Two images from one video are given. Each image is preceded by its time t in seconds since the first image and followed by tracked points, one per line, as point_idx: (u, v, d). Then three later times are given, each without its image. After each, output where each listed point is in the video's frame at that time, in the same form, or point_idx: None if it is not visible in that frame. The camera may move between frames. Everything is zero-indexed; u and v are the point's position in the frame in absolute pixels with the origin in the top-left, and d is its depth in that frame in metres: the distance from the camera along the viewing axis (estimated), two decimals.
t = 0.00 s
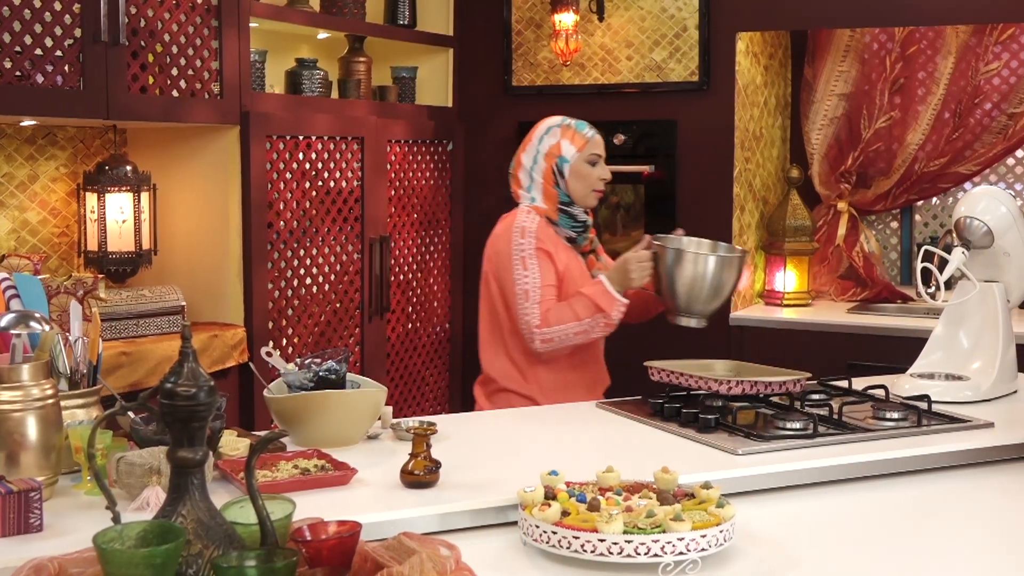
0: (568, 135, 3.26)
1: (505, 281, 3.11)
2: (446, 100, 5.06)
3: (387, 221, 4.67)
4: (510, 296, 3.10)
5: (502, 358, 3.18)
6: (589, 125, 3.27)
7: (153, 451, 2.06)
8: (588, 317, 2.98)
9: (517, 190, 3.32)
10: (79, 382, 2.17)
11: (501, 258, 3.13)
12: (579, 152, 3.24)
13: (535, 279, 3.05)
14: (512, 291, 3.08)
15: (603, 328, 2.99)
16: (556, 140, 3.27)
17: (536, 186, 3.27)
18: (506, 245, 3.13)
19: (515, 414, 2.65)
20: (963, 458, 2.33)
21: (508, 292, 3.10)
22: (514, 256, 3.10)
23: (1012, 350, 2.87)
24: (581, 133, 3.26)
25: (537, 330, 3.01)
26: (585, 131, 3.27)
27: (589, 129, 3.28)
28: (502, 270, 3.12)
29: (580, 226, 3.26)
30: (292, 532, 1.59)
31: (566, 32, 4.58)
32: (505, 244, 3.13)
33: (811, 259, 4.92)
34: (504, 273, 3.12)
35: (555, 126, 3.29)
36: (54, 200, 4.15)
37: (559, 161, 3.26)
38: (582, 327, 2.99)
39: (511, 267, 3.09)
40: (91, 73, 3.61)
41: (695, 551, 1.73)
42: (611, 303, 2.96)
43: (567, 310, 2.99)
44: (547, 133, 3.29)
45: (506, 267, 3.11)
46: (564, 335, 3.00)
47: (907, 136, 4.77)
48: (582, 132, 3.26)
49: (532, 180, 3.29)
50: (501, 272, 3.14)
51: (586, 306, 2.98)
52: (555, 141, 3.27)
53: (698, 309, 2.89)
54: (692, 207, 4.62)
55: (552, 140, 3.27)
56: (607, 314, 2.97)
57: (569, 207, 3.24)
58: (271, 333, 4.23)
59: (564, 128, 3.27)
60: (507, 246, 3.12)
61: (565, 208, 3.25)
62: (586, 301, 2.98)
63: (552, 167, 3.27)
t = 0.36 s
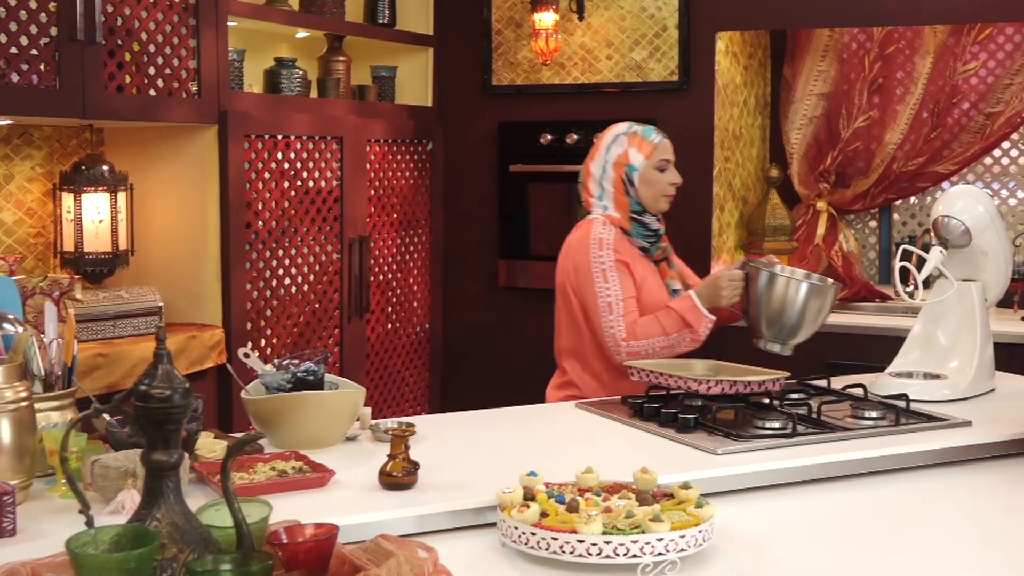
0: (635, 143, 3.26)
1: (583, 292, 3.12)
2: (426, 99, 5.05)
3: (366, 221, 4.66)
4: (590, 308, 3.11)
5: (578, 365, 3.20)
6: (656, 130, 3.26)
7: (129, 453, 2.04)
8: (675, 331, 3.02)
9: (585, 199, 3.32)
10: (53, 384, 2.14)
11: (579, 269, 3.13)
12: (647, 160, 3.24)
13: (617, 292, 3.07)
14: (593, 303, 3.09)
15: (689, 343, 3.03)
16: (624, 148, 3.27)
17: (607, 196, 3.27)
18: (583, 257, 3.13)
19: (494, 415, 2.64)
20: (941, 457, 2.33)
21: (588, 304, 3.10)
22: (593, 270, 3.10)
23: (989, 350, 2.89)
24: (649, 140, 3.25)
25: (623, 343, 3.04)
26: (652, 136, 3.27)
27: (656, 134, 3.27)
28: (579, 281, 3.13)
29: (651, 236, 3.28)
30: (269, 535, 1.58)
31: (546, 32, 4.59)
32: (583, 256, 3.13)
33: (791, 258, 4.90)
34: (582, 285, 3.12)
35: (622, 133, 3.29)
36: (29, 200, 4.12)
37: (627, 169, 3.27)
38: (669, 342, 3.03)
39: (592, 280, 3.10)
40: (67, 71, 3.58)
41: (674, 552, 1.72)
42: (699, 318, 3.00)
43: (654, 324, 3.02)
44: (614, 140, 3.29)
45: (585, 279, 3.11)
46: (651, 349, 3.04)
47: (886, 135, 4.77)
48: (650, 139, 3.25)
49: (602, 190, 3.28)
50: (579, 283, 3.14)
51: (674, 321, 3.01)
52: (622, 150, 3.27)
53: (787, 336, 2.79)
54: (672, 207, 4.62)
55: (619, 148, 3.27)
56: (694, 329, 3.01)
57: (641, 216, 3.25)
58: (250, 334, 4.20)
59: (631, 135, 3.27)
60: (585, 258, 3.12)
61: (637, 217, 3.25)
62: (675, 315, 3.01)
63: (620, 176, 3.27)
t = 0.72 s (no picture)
0: (670, 139, 3.21)
1: (607, 282, 3.04)
2: (389, 98, 5.03)
3: (329, 221, 4.63)
4: (613, 300, 3.03)
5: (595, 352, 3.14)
6: (695, 128, 3.20)
7: (85, 457, 2.01)
8: (701, 331, 2.96)
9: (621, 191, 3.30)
10: (9, 387, 2.13)
11: (604, 259, 3.06)
12: (680, 157, 3.19)
13: (643, 287, 2.99)
14: (617, 296, 3.01)
15: (714, 344, 2.97)
16: (659, 143, 3.24)
17: (637, 189, 3.26)
18: (609, 247, 3.05)
19: (457, 416, 2.62)
20: (902, 455, 2.34)
21: (612, 295, 3.03)
22: (618, 261, 3.03)
23: (950, 348, 2.90)
24: (685, 137, 3.20)
25: (647, 337, 2.97)
26: (689, 134, 3.21)
27: (694, 132, 3.21)
28: (604, 270, 3.05)
29: (678, 234, 3.21)
30: (227, 539, 1.55)
31: (509, 31, 4.59)
32: (608, 246, 3.06)
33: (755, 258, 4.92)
34: (607, 274, 3.04)
35: (659, 128, 3.25)
36: None
37: (660, 165, 3.23)
38: (693, 341, 2.96)
39: (616, 271, 3.02)
40: (24, 70, 3.53)
41: (637, 553, 1.72)
42: (726, 320, 2.94)
43: (680, 322, 2.95)
44: (651, 134, 3.26)
45: (610, 270, 3.03)
46: (675, 346, 2.97)
47: (848, 136, 4.81)
48: (686, 137, 3.20)
49: (635, 181, 3.28)
50: (602, 273, 3.07)
51: (701, 321, 2.95)
52: (657, 145, 3.24)
53: (811, 350, 2.75)
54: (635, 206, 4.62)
55: (655, 143, 3.24)
56: (721, 330, 2.95)
57: (668, 212, 3.20)
58: (211, 335, 4.16)
59: (667, 131, 3.23)
60: (611, 248, 3.05)
61: (664, 214, 3.20)
62: (703, 315, 2.95)
63: (653, 170, 3.24)
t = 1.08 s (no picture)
0: (670, 140, 3.18)
1: (602, 281, 3.04)
2: (356, 97, 5.01)
3: (295, 220, 4.60)
4: (608, 299, 3.03)
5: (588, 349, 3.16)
6: (696, 131, 3.16)
7: (45, 461, 1.98)
8: (698, 333, 2.95)
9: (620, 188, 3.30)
10: None
11: (599, 256, 3.05)
12: (678, 160, 3.15)
13: (638, 286, 2.99)
14: (612, 294, 3.01)
15: (710, 345, 2.98)
16: (658, 143, 3.20)
17: (635, 188, 3.25)
18: (603, 245, 3.05)
19: (424, 417, 2.61)
20: (869, 455, 2.35)
21: (606, 293, 3.03)
22: (612, 260, 3.02)
23: (916, 348, 2.91)
24: (684, 140, 3.15)
25: (643, 336, 2.97)
26: (689, 136, 3.16)
27: (694, 135, 3.16)
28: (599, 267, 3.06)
29: (672, 235, 3.20)
30: (190, 543, 1.54)
31: (477, 30, 4.59)
32: (601, 245, 3.05)
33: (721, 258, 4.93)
34: (601, 272, 3.04)
35: (660, 128, 3.21)
36: None
37: (657, 165, 3.20)
38: (690, 342, 2.97)
39: (611, 271, 3.02)
40: None
41: (604, 554, 1.71)
42: (724, 323, 2.93)
43: (678, 322, 2.95)
44: (651, 135, 3.23)
45: (605, 268, 3.03)
46: (671, 346, 2.97)
47: (814, 136, 4.83)
48: (685, 139, 3.15)
49: (633, 180, 3.27)
50: (598, 271, 3.07)
51: (698, 322, 2.94)
52: (656, 145, 3.21)
53: (812, 350, 2.76)
54: (603, 206, 4.62)
55: (655, 143, 3.21)
56: (718, 333, 2.94)
57: (663, 213, 3.18)
58: (176, 336, 4.12)
59: (667, 132, 3.19)
60: (605, 246, 3.05)
61: (659, 214, 3.18)
62: (701, 316, 2.95)
63: (650, 171, 3.22)
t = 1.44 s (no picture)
0: (660, 144, 3.15)
1: (592, 287, 3.03)
2: (333, 96, 4.99)
3: (272, 220, 4.58)
4: (599, 305, 3.03)
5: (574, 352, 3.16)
6: (686, 136, 3.13)
7: (17, 463, 1.95)
8: (692, 349, 2.95)
9: (609, 189, 3.29)
10: None
11: (588, 262, 3.04)
12: (668, 165, 3.13)
13: (631, 296, 2.99)
14: (603, 301, 3.00)
15: (703, 362, 2.98)
16: (649, 146, 3.17)
17: (624, 190, 3.24)
18: (592, 250, 3.04)
19: (401, 417, 2.59)
20: (846, 454, 2.35)
21: (597, 300, 3.03)
22: (603, 267, 3.01)
23: (893, 347, 2.91)
24: (675, 145, 3.13)
25: (636, 345, 2.97)
26: (680, 141, 3.14)
27: (686, 140, 3.14)
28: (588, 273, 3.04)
29: (659, 240, 3.20)
30: (163, 546, 1.52)
31: (454, 29, 4.57)
32: (590, 250, 3.03)
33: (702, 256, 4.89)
34: (591, 278, 3.03)
35: (650, 132, 3.18)
36: None
37: (646, 169, 3.18)
38: (683, 358, 2.97)
39: (601, 278, 3.01)
40: None
41: (582, 555, 1.70)
42: (719, 344, 2.93)
43: (672, 336, 2.95)
44: (642, 138, 3.20)
45: (595, 275, 3.02)
46: (663, 359, 2.98)
47: (791, 136, 4.84)
48: (677, 145, 3.13)
49: (622, 181, 3.25)
50: (587, 277, 3.05)
51: (694, 340, 2.95)
52: (647, 149, 3.18)
53: (818, 356, 2.82)
54: (582, 206, 4.61)
55: (645, 147, 3.18)
56: (712, 352, 2.94)
57: (651, 217, 3.18)
58: (153, 336, 4.09)
59: (658, 137, 3.16)
60: (594, 252, 3.03)
61: (647, 218, 3.18)
62: (696, 332, 2.95)
63: (639, 174, 3.20)
